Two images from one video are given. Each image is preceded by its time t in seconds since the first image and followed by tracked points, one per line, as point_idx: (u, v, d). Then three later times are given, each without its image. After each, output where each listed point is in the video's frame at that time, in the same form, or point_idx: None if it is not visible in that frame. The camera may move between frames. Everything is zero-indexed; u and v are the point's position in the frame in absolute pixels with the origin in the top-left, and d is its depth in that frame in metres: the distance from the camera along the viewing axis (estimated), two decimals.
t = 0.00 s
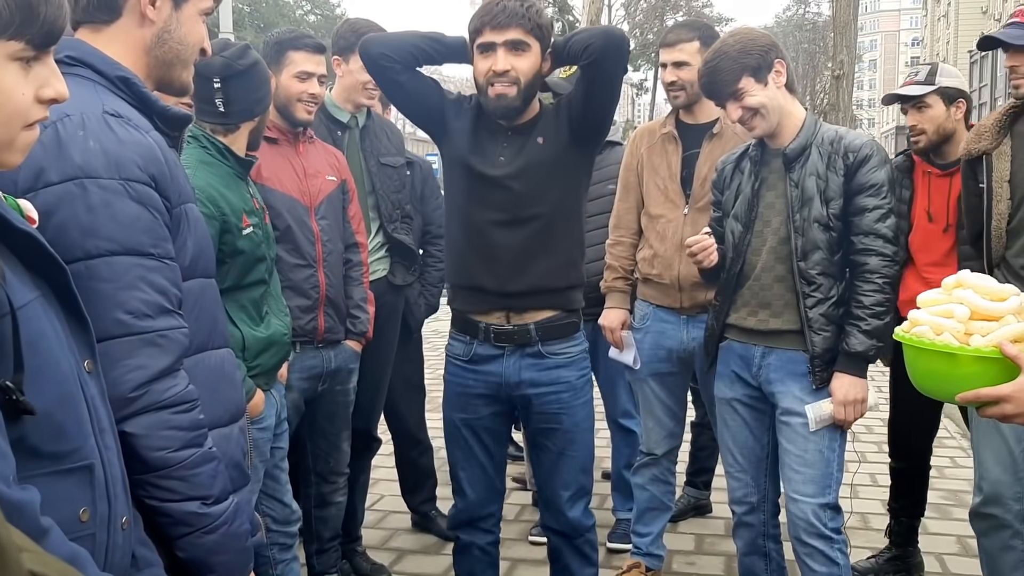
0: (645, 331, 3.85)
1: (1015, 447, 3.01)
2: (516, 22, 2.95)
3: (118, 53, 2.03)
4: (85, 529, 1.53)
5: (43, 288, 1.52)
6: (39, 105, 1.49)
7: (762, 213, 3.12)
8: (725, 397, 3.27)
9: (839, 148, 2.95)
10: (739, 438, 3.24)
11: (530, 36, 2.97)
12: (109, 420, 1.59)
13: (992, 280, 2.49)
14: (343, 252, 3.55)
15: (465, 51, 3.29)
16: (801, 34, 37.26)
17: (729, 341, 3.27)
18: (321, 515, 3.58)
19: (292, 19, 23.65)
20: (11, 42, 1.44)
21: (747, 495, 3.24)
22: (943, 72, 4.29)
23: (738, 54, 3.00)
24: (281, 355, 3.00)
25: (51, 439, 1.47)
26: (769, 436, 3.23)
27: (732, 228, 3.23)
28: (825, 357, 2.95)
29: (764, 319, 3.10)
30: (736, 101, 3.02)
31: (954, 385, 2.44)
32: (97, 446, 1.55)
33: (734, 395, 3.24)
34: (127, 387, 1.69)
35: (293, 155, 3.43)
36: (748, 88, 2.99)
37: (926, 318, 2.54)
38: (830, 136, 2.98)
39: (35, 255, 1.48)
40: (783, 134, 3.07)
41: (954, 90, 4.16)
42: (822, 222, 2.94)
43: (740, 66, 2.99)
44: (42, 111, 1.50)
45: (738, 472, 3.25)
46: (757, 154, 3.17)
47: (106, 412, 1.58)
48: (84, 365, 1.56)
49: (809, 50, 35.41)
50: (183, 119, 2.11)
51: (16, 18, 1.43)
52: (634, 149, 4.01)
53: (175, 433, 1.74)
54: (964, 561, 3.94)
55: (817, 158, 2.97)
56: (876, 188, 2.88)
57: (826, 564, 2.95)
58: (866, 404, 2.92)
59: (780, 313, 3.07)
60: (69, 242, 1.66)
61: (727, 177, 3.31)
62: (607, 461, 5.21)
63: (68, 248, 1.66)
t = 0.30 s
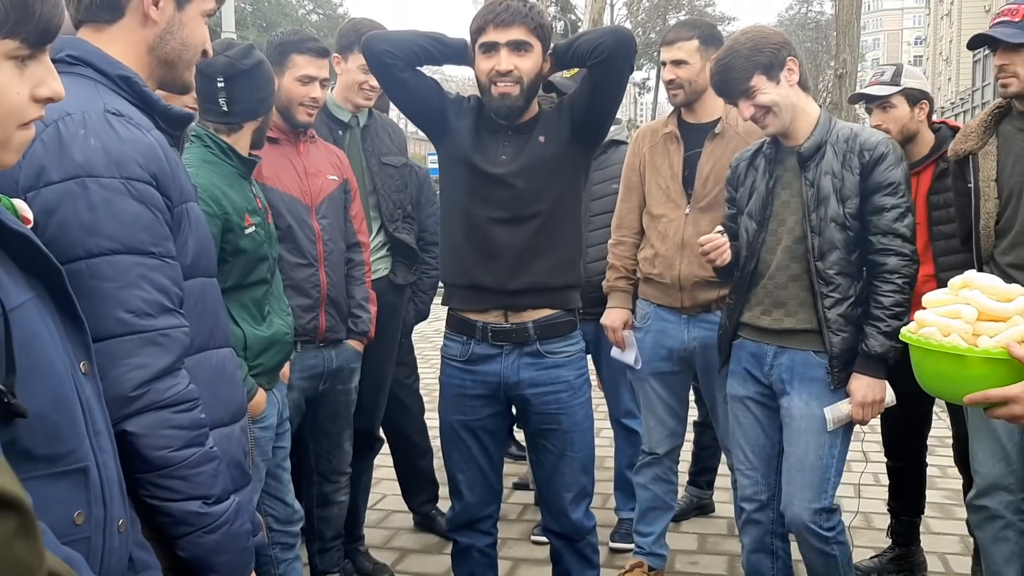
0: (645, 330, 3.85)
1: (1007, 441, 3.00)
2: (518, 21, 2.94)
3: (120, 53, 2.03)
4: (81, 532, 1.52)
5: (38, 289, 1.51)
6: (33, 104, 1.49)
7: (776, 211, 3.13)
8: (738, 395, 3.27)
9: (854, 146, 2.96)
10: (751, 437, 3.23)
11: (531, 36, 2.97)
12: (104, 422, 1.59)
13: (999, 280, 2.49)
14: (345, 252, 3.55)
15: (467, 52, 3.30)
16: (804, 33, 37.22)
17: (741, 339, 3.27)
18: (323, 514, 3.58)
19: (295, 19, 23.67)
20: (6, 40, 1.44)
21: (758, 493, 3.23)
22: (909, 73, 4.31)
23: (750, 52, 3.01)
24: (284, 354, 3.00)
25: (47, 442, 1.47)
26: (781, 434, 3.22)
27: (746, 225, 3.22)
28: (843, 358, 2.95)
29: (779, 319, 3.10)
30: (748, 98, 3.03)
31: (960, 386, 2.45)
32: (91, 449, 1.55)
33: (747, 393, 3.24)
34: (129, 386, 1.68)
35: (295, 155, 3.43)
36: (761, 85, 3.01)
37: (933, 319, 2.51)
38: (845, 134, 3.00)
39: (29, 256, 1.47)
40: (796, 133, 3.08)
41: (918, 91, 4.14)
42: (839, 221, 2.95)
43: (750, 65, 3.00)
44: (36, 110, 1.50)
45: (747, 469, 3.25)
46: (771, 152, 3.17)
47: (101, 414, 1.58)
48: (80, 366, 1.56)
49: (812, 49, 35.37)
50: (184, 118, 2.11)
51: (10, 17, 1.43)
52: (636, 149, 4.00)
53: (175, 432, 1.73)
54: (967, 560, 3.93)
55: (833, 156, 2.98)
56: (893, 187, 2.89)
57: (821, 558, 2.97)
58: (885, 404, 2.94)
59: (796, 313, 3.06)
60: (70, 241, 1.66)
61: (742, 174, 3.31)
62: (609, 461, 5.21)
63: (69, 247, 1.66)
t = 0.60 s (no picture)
0: (643, 329, 3.86)
1: (1008, 441, 2.99)
2: (518, 22, 2.95)
3: (121, 54, 2.04)
4: (79, 534, 1.53)
5: (35, 290, 1.52)
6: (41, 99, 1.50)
7: (794, 207, 3.18)
8: (757, 392, 3.29)
9: (874, 147, 2.96)
10: (769, 435, 3.24)
11: (530, 37, 2.97)
12: (102, 423, 1.59)
13: (1005, 280, 2.49)
14: (345, 252, 3.56)
15: (465, 53, 3.31)
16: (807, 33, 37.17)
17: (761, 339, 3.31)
18: (325, 514, 3.58)
19: (297, 19, 23.68)
20: (24, 38, 1.43)
21: (771, 489, 3.26)
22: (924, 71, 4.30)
23: (789, 35, 3.09)
24: (284, 354, 3.00)
25: (44, 443, 1.47)
26: (799, 430, 3.23)
27: (765, 218, 3.27)
28: (849, 359, 2.99)
29: (797, 317, 3.16)
30: (776, 79, 3.11)
31: (967, 387, 2.45)
32: (89, 450, 1.56)
33: (765, 390, 3.26)
34: (128, 387, 1.69)
35: (296, 155, 3.43)
36: (791, 68, 3.06)
37: (940, 320, 2.51)
38: (866, 133, 2.99)
39: (25, 257, 1.48)
40: (819, 127, 3.11)
41: (931, 89, 4.17)
42: (853, 223, 2.96)
43: (784, 47, 3.07)
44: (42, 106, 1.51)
45: (763, 465, 3.27)
46: (793, 145, 3.21)
47: (99, 416, 1.59)
48: (77, 367, 1.56)
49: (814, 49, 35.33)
50: (183, 118, 2.11)
51: (31, 17, 1.43)
52: (634, 149, 4.00)
53: (176, 433, 1.74)
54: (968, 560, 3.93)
55: (852, 155, 2.98)
56: (909, 191, 2.90)
57: (846, 543, 3.07)
58: (889, 408, 2.93)
59: (812, 311, 3.12)
60: (68, 243, 1.66)
61: (764, 165, 3.32)
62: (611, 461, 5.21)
63: (67, 249, 1.66)
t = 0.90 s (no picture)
0: (635, 328, 3.86)
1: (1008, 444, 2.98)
2: (513, 28, 2.95)
3: (126, 58, 2.04)
4: (77, 535, 1.53)
5: (33, 291, 1.52)
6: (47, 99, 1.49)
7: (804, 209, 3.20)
8: (767, 387, 3.30)
9: (875, 150, 2.95)
10: (774, 432, 3.25)
11: (526, 43, 2.97)
12: (100, 424, 1.59)
13: (1006, 280, 2.49)
14: (345, 251, 3.56)
15: (461, 56, 3.31)
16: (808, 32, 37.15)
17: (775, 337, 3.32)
18: (325, 513, 3.58)
19: (298, 19, 23.69)
20: (42, 39, 1.44)
21: (772, 485, 3.26)
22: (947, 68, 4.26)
23: (813, 32, 3.10)
24: (282, 353, 3.01)
25: (42, 444, 1.48)
26: (805, 427, 3.23)
27: (776, 221, 3.28)
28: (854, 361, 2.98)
29: (808, 319, 3.18)
30: (791, 71, 3.12)
31: (969, 386, 2.45)
32: (87, 451, 1.56)
33: (775, 386, 3.27)
34: (123, 389, 1.69)
35: (296, 155, 3.44)
36: (808, 62, 3.08)
37: (941, 320, 2.51)
38: (868, 135, 2.99)
39: (24, 258, 1.49)
40: (825, 130, 3.12)
41: (953, 87, 4.16)
42: (854, 225, 2.96)
43: (803, 40, 3.10)
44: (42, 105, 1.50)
45: (765, 460, 3.28)
46: (799, 148, 3.22)
47: (97, 417, 1.59)
48: (75, 368, 1.56)
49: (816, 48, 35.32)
50: (182, 118, 2.11)
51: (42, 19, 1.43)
52: (628, 149, 3.99)
53: (170, 435, 1.74)
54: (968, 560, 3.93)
55: (854, 158, 2.99)
56: (909, 193, 2.89)
57: (849, 542, 3.08)
58: (892, 408, 2.95)
59: (822, 312, 3.15)
60: (62, 245, 1.67)
61: (775, 167, 3.31)
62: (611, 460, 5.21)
63: (61, 251, 1.67)
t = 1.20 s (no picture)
0: (622, 328, 3.87)
1: (1009, 445, 2.98)
2: (502, 186, 2.72)
3: (127, 54, 2.04)
4: (79, 535, 1.54)
5: (35, 292, 1.52)
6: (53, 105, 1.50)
7: (807, 211, 3.21)
8: (769, 387, 3.30)
9: (874, 141, 2.98)
10: (776, 431, 3.28)
11: (519, 194, 2.75)
12: (101, 425, 1.60)
13: (1006, 278, 2.49)
14: (345, 252, 3.56)
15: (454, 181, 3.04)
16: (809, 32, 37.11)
17: (778, 336, 3.31)
18: (326, 513, 3.58)
19: (297, 18, 23.65)
20: (49, 44, 1.45)
21: (774, 485, 3.29)
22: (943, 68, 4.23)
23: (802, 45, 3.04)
24: (279, 355, 3.01)
25: (44, 445, 1.48)
26: (806, 427, 3.25)
27: (780, 223, 3.30)
28: (848, 353, 2.98)
29: (809, 317, 3.17)
30: (789, 89, 3.07)
31: (967, 383, 2.45)
32: (89, 452, 1.56)
33: (777, 385, 3.28)
34: (128, 388, 1.69)
35: (296, 156, 3.44)
36: (805, 80, 3.03)
37: (940, 315, 2.51)
38: (870, 131, 3.01)
39: (26, 258, 1.49)
40: (827, 130, 3.10)
41: (949, 86, 4.13)
42: (852, 216, 3.01)
43: (797, 59, 3.02)
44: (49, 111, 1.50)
45: (767, 460, 3.30)
46: (802, 149, 3.22)
47: (99, 418, 1.59)
48: (77, 369, 1.57)
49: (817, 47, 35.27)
50: (185, 117, 2.11)
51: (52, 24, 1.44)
52: (619, 150, 3.99)
53: (175, 434, 1.75)
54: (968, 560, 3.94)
55: (856, 153, 3.02)
56: (901, 170, 2.90)
57: (848, 542, 3.08)
58: (763, 268, 2.75)
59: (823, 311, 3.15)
60: (67, 245, 1.67)
61: (776, 170, 3.34)
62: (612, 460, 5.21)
63: (65, 251, 1.67)
